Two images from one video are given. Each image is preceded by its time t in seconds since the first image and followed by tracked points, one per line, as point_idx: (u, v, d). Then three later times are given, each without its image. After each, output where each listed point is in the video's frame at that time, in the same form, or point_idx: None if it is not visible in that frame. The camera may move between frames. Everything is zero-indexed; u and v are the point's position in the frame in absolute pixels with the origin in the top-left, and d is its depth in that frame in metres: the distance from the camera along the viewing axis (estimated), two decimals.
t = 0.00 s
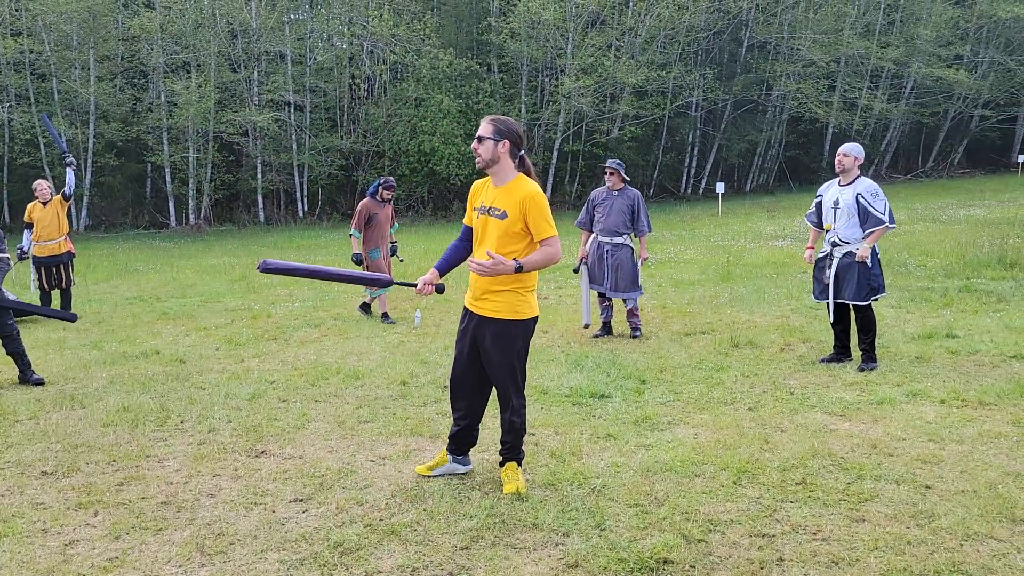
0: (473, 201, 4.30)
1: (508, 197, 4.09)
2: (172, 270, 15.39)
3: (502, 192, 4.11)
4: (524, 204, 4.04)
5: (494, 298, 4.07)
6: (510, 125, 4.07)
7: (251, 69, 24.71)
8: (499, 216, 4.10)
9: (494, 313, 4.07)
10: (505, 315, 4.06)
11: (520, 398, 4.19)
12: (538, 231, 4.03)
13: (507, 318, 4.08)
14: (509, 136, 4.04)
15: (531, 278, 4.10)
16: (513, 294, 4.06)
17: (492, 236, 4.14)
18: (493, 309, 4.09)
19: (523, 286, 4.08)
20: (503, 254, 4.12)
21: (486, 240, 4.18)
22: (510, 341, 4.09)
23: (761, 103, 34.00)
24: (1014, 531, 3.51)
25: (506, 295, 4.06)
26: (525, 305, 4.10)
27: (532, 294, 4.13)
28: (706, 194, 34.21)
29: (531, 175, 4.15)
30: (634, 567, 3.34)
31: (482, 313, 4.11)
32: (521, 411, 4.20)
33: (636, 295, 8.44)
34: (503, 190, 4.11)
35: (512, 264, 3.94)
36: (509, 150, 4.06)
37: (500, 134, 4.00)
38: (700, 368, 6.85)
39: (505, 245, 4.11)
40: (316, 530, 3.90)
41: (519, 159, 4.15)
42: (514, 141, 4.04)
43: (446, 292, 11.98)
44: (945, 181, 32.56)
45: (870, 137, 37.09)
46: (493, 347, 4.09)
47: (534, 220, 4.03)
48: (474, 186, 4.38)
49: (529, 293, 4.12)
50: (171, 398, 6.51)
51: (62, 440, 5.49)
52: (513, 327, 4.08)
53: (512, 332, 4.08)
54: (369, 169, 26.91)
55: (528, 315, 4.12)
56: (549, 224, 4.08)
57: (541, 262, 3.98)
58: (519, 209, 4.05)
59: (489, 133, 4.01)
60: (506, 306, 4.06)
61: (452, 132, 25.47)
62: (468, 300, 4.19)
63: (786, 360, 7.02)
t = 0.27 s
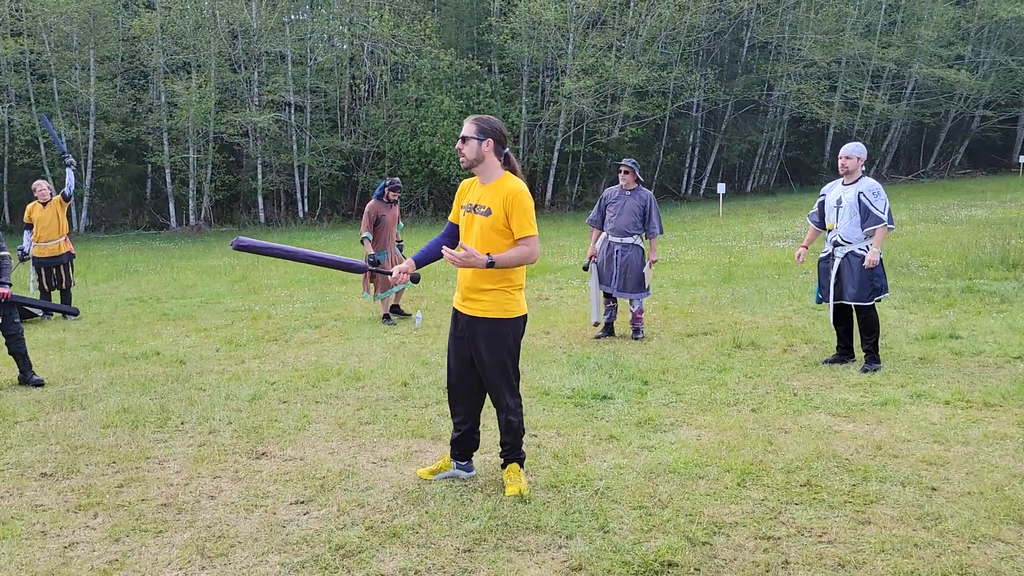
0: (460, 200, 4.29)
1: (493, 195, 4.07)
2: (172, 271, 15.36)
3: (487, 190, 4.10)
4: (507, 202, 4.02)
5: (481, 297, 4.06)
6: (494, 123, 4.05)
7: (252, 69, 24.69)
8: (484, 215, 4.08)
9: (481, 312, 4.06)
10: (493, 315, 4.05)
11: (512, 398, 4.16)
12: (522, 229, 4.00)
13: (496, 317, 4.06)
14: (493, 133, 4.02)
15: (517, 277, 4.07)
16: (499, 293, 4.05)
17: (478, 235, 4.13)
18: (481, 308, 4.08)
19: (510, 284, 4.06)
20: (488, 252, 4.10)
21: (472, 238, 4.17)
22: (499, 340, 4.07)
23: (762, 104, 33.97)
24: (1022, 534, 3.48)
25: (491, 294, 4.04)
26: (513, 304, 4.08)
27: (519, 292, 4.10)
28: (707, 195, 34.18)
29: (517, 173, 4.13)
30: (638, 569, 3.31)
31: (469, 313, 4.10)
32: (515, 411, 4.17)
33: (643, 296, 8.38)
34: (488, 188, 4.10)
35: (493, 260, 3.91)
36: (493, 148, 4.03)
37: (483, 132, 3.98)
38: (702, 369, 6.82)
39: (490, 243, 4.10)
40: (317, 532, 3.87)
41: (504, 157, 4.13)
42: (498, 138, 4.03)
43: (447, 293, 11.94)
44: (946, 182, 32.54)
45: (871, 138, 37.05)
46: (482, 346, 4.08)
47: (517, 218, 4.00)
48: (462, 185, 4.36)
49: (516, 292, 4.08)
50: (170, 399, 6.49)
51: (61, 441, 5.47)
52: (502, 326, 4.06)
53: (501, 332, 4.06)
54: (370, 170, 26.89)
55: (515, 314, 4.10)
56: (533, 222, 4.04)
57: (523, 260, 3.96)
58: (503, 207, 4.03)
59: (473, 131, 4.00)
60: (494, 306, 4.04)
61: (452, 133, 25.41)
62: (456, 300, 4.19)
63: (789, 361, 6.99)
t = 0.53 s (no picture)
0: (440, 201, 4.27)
1: (470, 196, 4.04)
2: (172, 270, 15.30)
3: (465, 191, 4.07)
4: (485, 203, 3.99)
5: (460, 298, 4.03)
6: (471, 124, 4.03)
7: (252, 68, 24.62)
8: (462, 216, 4.06)
9: (461, 314, 4.03)
10: (473, 317, 4.02)
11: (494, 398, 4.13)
12: (499, 230, 3.98)
13: (476, 319, 4.03)
14: (469, 134, 3.99)
15: (496, 278, 4.05)
16: (478, 293, 4.02)
17: (456, 236, 4.11)
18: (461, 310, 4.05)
19: (489, 285, 4.04)
20: (466, 252, 4.07)
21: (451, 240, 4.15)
22: (480, 340, 4.03)
23: (763, 105, 33.93)
24: None
25: (470, 294, 4.02)
26: (493, 304, 4.05)
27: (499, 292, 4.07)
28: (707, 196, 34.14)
29: (495, 173, 4.10)
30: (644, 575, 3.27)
31: (449, 313, 4.07)
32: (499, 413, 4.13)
33: (651, 299, 8.32)
34: (465, 189, 4.07)
35: (469, 263, 3.91)
36: (470, 149, 4.00)
37: (459, 133, 3.96)
38: (705, 371, 6.77)
39: (469, 244, 4.07)
40: (319, 536, 3.82)
41: (482, 157, 4.10)
42: (475, 139, 3.99)
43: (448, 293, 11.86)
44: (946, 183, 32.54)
45: (871, 139, 37.02)
46: (463, 347, 4.04)
47: (495, 217, 3.97)
48: (442, 185, 4.33)
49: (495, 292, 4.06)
50: (169, 400, 6.44)
51: (60, 442, 5.42)
52: (483, 327, 4.03)
53: (481, 332, 4.02)
54: (370, 170, 26.83)
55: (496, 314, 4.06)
56: (511, 221, 4.02)
57: (500, 261, 3.95)
58: (481, 207, 4.00)
59: (449, 132, 3.97)
60: (474, 307, 4.02)
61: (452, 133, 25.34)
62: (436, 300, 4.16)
63: (792, 363, 6.95)
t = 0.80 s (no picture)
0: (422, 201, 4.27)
1: (447, 195, 4.03)
2: (169, 269, 15.23)
3: (442, 190, 4.06)
4: (461, 201, 3.97)
5: (436, 296, 4.03)
6: (449, 124, 4.02)
7: (250, 66, 24.52)
8: (438, 214, 4.05)
9: (436, 312, 4.02)
10: (446, 315, 4.00)
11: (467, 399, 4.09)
12: (474, 228, 3.96)
13: (449, 317, 4.01)
14: (446, 133, 3.99)
15: (472, 276, 4.03)
16: (454, 292, 4.00)
17: (434, 235, 4.10)
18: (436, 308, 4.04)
19: (464, 283, 4.01)
20: (443, 252, 4.07)
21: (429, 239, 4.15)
22: (449, 339, 3.99)
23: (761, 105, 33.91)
24: None
25: (445, 293, 4.00)
26: (468, 304, 4.02)
27: (474, 293, 4.04)
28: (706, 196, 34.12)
29: (474, 172, 4.08)
30: None
31: (427, 310, 4.08)
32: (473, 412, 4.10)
33: (655, 299, 8.26)
34: (443, 188, 4.06)
35: (443, 261, 3.89)
36: (447, 148, 4.00)
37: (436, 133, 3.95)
38: (707, 371, 6.74)
39: (446, 243, 4.05)
40: (320, 538, 3.78)
41: (462, 157, 4.09)
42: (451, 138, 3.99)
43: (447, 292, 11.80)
44: (944, 184, 32.56)
45: (869, 139, 37.03)
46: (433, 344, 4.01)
47: (470, 216, 3.96)
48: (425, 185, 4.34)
49: (471, 291, 4.03)
50: (168, 400, 6.38)
51: (57, 442, 5.37)
52: (457, 325, 4.00)
53: (452, 330, 3.99)
54: (368, 168, 26.74)
55: (471, 314, 4.03)
56: (487, 220, 3.99)
57: (475, 259, 3.92)
58: (456, 206, 3.99)
59: (426, 132, 3.99)
60: (448, 305, 4.00)
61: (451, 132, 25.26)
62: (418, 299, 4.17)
63: (794, 363, 6.92)
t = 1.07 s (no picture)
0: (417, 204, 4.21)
1: (442, 197, 3.97)
2: (173, 268, 15.21)
3: (437, 192, 4.00)
4: (455, 202, 3.91)
5: (431, 298, 3.95)
6: (442, 125, 3.96)
7: (254, 65, 24.49)
8: (433, 216, 3.98)
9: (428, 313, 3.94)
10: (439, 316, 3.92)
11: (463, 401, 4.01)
12: (468, 229, 3.88)
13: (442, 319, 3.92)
14: (441, 135, 3.93)
15: (467, 278, 3.95)
16: (449, 294, 3.92)
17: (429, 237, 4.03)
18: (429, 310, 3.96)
19: (458, 286, 3.93)
20: (438, 254, 4.00)
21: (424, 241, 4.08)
22: (440, 341, 3.89)
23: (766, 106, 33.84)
24: None
25: (440, 295, 3.93)
26: (463, 306, 3.93)
27: (468, 294, 3.95)
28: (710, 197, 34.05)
29: (469, 174, 4.02)
30: None
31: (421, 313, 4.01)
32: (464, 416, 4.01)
33: (667, 301, 8.25)
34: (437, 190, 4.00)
35: (436, 263, 3.82)
36: (441, 150, 3.94)
37: (429, 134, 3.89)
38: (716, 375, 6.69)
39: (441, 245, 3.99)
40: (329, 543, 3.75)
41: (456, 158, 4.02)
42: (445, 140, 3.92)
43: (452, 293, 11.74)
44: (949, 186, 32.48)
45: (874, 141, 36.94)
46: (423, 346, 3.92)
47: (464, 217, 3.89)
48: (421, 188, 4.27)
49: (467, 293, 3.95)
50: (173, 401, 6.35)
51: (63, 443, 5.34)
52: (449, 326, 3.91)
53: (445, 332, 3.90)
54: (372, 168, 26.71)
55: (467, 316, 3.95)
56: (482, 220, 3.92)
57: (469, 260, 3.84)
58: (451, 207, 3.92)
59: (419, 134, 3.93)
60: (442, 307, 3.92)
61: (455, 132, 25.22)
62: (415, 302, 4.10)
63: (804, 367, 6.87)
